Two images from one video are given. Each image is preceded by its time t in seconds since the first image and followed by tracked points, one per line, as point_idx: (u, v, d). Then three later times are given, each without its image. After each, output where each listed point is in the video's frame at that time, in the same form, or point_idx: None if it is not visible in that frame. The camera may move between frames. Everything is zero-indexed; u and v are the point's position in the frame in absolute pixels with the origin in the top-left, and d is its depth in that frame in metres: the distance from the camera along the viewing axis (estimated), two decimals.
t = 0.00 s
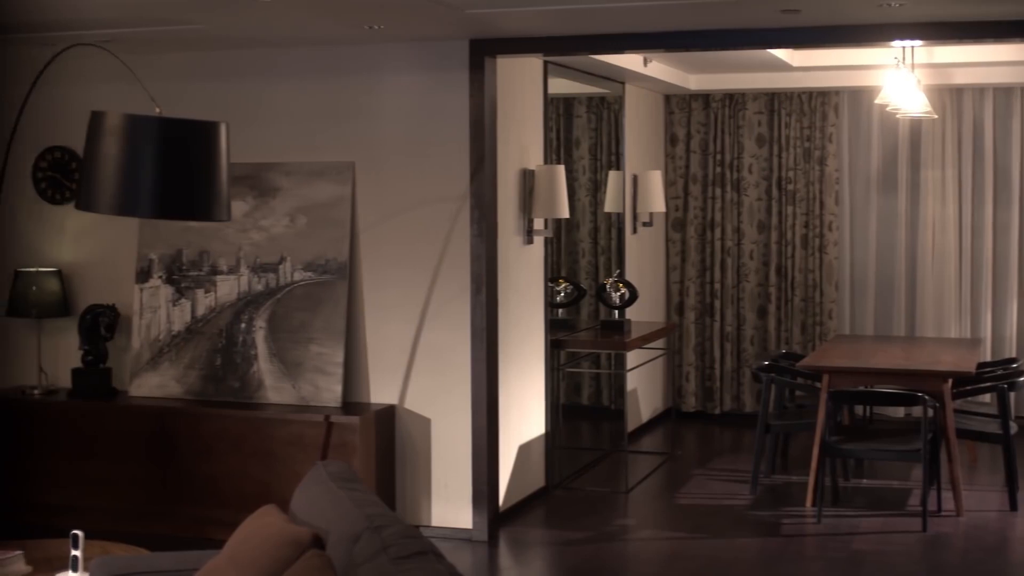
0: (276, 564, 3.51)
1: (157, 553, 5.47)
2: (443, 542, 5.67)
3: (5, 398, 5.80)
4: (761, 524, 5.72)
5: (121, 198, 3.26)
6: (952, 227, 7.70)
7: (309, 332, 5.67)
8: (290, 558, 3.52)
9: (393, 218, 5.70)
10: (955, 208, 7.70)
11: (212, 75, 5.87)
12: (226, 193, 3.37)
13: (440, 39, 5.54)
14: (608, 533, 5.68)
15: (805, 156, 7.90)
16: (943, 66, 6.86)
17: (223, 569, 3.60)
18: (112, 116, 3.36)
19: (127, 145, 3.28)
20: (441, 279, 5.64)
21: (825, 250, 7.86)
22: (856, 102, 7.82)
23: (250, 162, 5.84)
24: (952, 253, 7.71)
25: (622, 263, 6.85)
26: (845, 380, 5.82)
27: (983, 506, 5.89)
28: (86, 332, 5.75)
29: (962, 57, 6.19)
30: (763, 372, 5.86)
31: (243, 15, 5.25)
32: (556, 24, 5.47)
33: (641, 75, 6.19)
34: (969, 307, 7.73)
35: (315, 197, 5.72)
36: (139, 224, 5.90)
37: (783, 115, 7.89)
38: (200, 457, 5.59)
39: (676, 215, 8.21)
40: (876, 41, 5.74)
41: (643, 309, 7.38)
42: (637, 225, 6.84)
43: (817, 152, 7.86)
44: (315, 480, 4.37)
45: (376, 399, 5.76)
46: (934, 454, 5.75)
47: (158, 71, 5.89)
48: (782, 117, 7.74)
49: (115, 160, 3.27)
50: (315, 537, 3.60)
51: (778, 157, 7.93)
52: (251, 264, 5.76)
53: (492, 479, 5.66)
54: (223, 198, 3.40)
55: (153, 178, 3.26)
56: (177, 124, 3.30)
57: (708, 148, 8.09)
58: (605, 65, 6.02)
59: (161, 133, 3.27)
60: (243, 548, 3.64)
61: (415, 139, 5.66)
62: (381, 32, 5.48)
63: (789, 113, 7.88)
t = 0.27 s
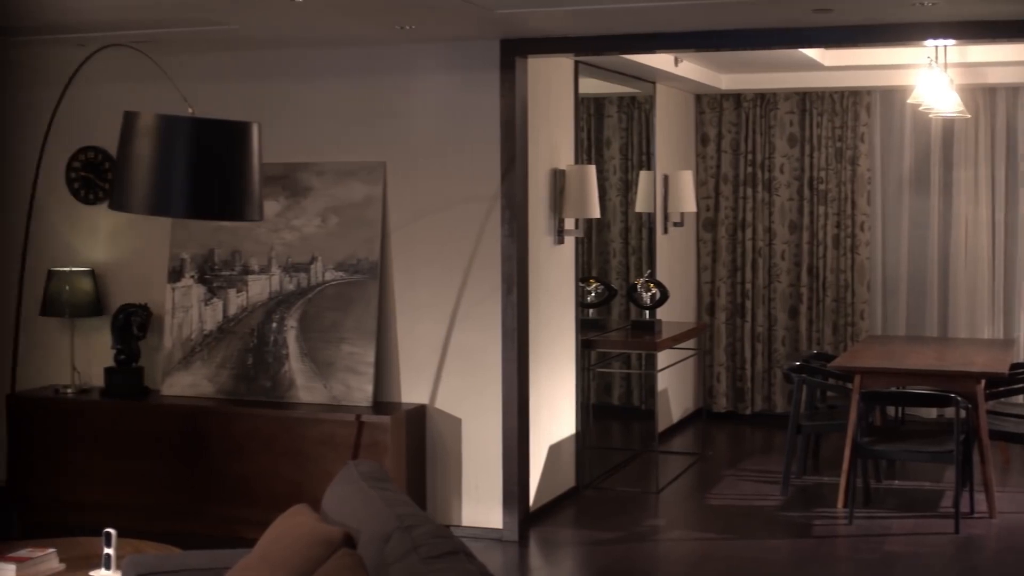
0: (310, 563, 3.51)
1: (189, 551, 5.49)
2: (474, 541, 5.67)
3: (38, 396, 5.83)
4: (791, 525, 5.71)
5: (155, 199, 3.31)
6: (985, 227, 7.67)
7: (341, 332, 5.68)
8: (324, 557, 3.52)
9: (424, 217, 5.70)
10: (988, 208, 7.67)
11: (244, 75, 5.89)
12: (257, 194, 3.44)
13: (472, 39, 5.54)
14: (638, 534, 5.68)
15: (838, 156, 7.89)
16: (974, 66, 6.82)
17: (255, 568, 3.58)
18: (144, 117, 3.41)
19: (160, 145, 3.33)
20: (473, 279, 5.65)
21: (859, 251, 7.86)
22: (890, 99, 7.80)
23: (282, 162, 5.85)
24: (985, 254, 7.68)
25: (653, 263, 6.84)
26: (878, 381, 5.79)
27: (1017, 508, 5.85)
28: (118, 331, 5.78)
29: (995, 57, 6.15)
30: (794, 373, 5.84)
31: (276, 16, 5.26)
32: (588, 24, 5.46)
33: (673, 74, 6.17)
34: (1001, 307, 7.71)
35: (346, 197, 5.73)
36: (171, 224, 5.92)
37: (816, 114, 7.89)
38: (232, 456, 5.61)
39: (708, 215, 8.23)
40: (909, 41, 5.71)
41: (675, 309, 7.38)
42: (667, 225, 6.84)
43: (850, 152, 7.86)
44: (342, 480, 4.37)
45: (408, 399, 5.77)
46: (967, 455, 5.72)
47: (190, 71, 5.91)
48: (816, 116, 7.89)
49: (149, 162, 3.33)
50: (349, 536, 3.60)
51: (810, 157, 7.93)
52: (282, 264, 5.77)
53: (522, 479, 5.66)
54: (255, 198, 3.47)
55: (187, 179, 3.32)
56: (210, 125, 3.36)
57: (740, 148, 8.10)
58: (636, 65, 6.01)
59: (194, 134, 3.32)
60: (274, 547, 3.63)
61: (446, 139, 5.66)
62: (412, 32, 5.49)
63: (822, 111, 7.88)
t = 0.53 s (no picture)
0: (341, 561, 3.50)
1: (220, 550, 5.50)
2: (503, 541, 5.67)
3: (70, 395, 5.86)
4: (821, 526, 5.69)
5: (187, 199, 3.34)
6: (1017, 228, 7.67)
7: (371, 332, 5.68)
8: (355, 554, 3.51)
9: (454, 217, 5.70)
10: (1020, 209, 7.64)
11: (274, 75, 5.90)
12: (288, 194, 3.47)
13: (502, 39, 5.54)
14: (668, 534, 5.67)
15: (868, 155, 7.87)
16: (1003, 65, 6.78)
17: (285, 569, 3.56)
18: (175, 117, 3.43)
19: (191, 146, 3.36)
20: (503, 280, 5.64)
21: (890, 251, 7.86)
22: (921, 99, 7.78)
23: (312, 162, 5.86)
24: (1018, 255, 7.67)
25: (682, 263, 6.83)
26: (908, 381, 5.76)
27: None
28: (149, 330, 5.80)
29: None
30: (824, 373, 5.82)
31: (305, 17, 5.27)
32: (618, 24, 5.45)
33: (702, 74, 6.15)
34: None
35: (377, 197, 5.74)
36: (202, 223, 5.95)
37: (847, 114, 7.88)
38: (261, 456, 5.62)
39: (737, 215, 8.23)
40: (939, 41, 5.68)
41: (705, 308, 7.37)
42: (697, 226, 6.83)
43: (881, 151, 7.84)
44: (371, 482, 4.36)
45: (438, 399, 5.78)
46: (998, 457, 5.68)
47: (220, 71, 5.92)
48: (846, 115, 7.88)
49: (182, 163, 3.35)
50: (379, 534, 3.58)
51: (841, 157, 7.93)
52: (312, 264, 5.78)
53: (552, 479, 5.67)
54: (286, 198, 3.49)
55: (219, 180, 3.34)
56: (241, 126, 3.38)
57: (770, 148, 8.10)
58: (666, 65, 5.99)
59: (225, 135, 3.34)
60: (304, 548, 3.61)
61: (475, 139, 5.66)
62: (442, 32, 5.48)
63: (852, 110, 7.87)
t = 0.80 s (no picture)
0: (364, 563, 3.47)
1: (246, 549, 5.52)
2: (529, 541, 5.67)
3: (98, 394, 5.88)
4: (847, 528, 5.67)
5: (214, 199, 3.37)
6: None
7: (397, 331, 5.69)
8: (380, 556, 3.47)
9: (480, 217, 5.71)
10: None
11: (300, 76, 5.92)
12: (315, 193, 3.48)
13: (528, 39, 5.54)
14: (694, 535, 5.66)
15: (895, 155, 7.86)
16: None
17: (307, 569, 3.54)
18: (203, 118, 3.46)
19: (218, 146, 3.38)
20: (529, 279, 5.64)
21: (916, 252, 7.85)
22: (948, 99, 7.76)
23: (338, 162, 5.87)
24: None
25: (708, 263, 6.82)
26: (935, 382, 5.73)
27: None
28: (176, 330, 5.82)
29: None
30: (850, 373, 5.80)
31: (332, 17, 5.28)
32: (644, 24, 5.44)
33: (728, 73, 6.13)
34: None
35: (403, 197, 5.75)
36: (229, 223, 5.97)
37: (874, 114, 7.87)
38: (288, 455, 5.63)
39: (764, 215, 8.25)
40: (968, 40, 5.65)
41: (731, 309, 7.36)
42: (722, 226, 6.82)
43: (907, 151, 7.82)
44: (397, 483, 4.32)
45: (464, 398, 5.78)
46: None
47: (246, 71, 5.93)
48: (873, 114, 7.86)
49: (210, 163, 3.38)
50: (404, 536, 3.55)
51: (867, 157, 7.92)
52: (339, 264, 5.79)
53: (577, 479, 5.66)
54: (313, 197, 3.50)
55: (246, 180, 3.36)
56: (268, 126, 3.40)
57: (797, 148, 8.12)
58: (692, 65, 5.98)
59: (252, 135, 3.36)
60: (330, 548, 3.59)
61: (501, 139, 5.66)
62: (468, 32, 5.49)
63: (879, 110, 7.85)
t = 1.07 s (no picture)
0: (394, 563, 3.45)
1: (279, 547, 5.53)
2: (560, 541, 5.67)
3: (132, 393, 5.91)
4: (881, 529, 5.65)
5: (247, 199, 3.36)
6: None
7: (429, 331, 5.69)
8: (411, 556, 3.45)
9: (513, 218, 5.71)
10: None
11: (332, 76, 5.94)
12: (348, 193, 3.46)
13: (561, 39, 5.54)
14: (726, 535, 5.64)
15: (929, 155, 7.85)
16: None
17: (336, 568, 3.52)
18: (236, 117, 3.45)
19: (252, 146, 3.37)
20: (560, 279, 5.64)
21: (948, 252, 7.82)
22: (983, 100, 7.80)
23: (370, 162, 5.88)
24: None
25: (739, 263, 6.81)
26: (969, 383, 5.70)
27: None
28: (209, 330, 5.85)
29: None
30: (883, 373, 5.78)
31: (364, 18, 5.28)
32: (678, 24, 5.43)
33: (760, 71, 6.11)
34: None
35: (435, 198, 5.75)
36: (261, 223, 5.98)
37: (908, 113, 7.87)
38: (319, 454, 5.64)
39: (797, 215, 8.24)
40: (1004, 39, 5.61)
41: (763, 308, 7.34)
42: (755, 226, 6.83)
43: (941, 150, 7.82)
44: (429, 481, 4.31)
45: (497, 398, 5.78)
46: None
47: (280, 71, 5.95)
48: (905, 114, 7.86)
49: (243, 163, 3.36)
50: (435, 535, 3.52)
51: (900, 156, 7.90)
52: (371, 264, 5.80)
53: (609, 479, 5.66)
54: (346, 197, 3.49)
55: (278, 180, 3.35)
56: (301, 126, 3.38)
57: (830, 148, 8.10)
58: (724, 65, 5.97)
59: (285, 136, 3.35)
60: (363, 547, 3.56)
61: (533, 139, 5.66)
62: (501, 32, 5.49)
63: (912, 109, 7.85)
